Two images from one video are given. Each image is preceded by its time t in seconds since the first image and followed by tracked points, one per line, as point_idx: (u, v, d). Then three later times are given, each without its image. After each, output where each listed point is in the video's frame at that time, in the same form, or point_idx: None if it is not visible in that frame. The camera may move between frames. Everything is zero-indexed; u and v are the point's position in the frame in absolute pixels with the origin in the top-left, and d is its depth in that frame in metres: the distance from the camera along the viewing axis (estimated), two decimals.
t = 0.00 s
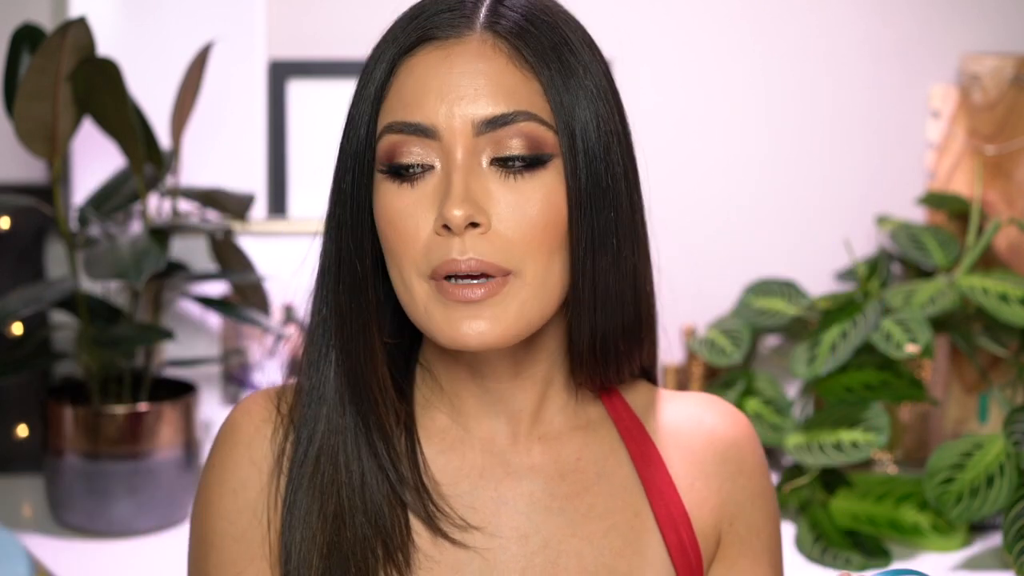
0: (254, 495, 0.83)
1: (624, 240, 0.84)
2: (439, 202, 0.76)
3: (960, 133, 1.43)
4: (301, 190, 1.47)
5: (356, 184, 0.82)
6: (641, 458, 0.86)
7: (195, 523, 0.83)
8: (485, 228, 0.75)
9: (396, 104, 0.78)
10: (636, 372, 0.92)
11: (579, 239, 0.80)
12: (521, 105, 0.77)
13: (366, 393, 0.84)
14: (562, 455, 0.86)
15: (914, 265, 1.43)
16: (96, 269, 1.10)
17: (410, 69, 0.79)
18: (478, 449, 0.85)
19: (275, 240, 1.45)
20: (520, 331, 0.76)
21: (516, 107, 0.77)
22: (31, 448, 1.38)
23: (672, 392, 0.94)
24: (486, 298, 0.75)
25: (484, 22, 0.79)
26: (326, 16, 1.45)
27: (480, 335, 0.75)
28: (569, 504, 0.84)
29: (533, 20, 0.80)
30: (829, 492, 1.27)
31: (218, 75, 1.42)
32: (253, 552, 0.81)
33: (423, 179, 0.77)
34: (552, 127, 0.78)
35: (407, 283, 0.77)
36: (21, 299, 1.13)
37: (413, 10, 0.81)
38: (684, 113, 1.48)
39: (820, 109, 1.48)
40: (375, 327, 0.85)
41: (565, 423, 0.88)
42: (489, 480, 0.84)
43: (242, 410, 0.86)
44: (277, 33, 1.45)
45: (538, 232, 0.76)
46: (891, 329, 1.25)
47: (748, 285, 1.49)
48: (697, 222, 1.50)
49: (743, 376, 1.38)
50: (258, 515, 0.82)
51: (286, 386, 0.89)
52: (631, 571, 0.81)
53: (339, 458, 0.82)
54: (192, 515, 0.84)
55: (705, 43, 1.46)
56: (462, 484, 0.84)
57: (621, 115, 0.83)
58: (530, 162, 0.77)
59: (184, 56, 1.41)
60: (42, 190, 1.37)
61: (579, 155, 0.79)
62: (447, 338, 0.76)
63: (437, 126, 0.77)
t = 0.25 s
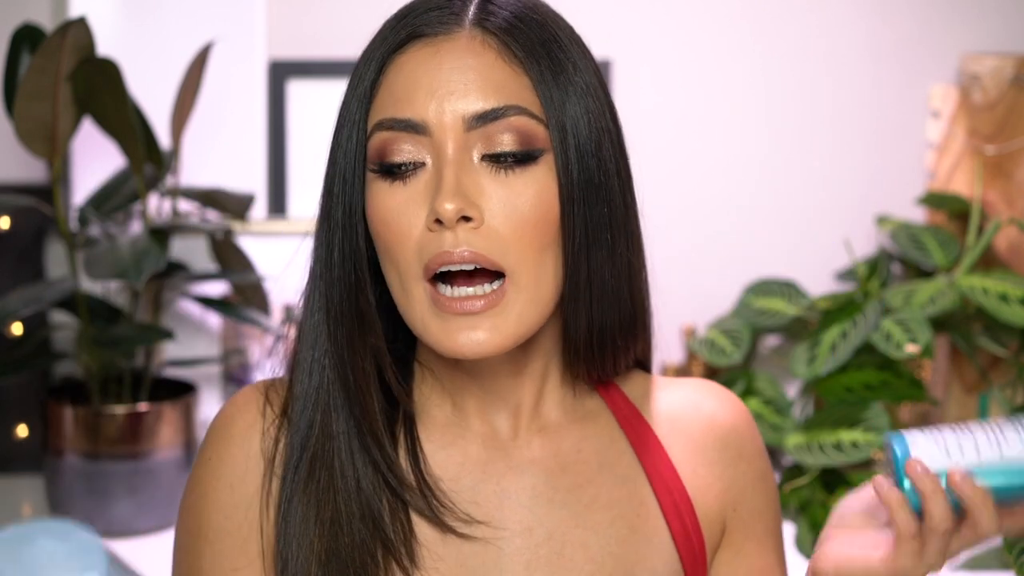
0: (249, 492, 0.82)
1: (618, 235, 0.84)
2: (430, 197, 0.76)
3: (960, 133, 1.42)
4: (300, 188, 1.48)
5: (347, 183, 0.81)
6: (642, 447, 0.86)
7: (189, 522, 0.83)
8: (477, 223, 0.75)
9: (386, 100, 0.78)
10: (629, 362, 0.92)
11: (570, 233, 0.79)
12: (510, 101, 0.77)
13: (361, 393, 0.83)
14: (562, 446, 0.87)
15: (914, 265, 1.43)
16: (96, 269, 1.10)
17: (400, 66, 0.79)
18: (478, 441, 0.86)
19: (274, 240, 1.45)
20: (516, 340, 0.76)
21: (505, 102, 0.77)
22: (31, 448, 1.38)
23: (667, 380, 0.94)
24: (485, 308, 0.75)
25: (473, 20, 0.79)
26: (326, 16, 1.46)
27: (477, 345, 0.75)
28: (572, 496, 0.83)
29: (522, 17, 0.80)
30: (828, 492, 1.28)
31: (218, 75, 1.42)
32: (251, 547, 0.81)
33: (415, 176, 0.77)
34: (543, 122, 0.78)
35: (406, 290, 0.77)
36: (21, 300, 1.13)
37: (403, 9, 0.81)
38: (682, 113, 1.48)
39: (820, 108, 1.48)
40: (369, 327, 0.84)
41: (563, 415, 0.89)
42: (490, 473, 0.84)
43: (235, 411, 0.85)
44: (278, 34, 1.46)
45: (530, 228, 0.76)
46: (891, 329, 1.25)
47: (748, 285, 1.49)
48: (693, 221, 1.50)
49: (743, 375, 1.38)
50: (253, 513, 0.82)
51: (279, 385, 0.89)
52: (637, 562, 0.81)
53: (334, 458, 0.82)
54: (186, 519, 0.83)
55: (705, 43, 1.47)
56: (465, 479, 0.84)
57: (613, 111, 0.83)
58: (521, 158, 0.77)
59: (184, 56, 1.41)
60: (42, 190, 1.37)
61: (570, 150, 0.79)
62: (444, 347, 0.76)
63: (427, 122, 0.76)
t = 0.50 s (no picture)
0: (246, 499, 0.83)
1: (625, 230, 0.84)
2: (441, 194, 0.75)
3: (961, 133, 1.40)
4: (300, 188, 1.48)
5: (353, 184, 0.81)
6: (644, 457, 0.84)
7: (189, 531, 0.82)
8: (491, 219, 0.73)
9: (391, 99, 0.78)
10: (632, 369, 0.92)
11: (584, 232, 0.80)
12: (518, 97, 0.77)
13: (358, 399, 0.84)
14: (563, 451, 0.86)
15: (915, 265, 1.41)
16: (96, 269, 1.09)
17: (404, 65, 0.79)
18: (476, 449, 0.85)
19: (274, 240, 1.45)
20: (525, 320, 0.75)
21: (513, 98, 0.77)
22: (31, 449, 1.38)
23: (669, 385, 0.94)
24: (492, 284, 0.74)
25: (475, 17, 0.80)
26: (326, 16, 1.45)
27: (487, 323, 0.73)
28: (571, 504, 0.82)
29: (522, 15, 0.81)
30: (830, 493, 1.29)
31: (218, 75, 1.42)
32: (247, 554, 0.81)
33: (423, 172, 0.77)
34: (551, 117, 0.79)
35: (409, 278, 0.76)
36: (21, 299, 1.13)
37: (402, 9, 0.81)
38: (682, 114, 1.48)
39: (820, 107, 1.49)
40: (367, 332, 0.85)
41: (563, 420, 0.88)
42: (488, 481, 0.83)
43: (233, 418, 0.86)
44: (278, 34, 1.46)
45: (543, 221, 0.75)
46: (891, 329, 1.23)
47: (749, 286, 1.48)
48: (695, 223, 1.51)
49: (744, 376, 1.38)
50: (250, 520, 0.82)
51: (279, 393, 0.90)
52: (638, 571, 0.79)
53: (332, 463, 0.82)
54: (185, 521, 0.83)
55: (705, 43, 1.46)
56: (463, 487, 0.83)
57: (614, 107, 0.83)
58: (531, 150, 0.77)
59: (184, 56, 1.41)
60: (42, 190, 1.37)
61: (579, 148, 0.79)
62: (454, 325, 0.74)
63: (436, 121, 0.76)
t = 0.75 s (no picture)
0: (243, 496, 0.83)
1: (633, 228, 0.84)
2: (451, 185, 0.76)
3: (960, 133, 1.42)
4: (300, 189, 1.47)
5: (359, 180, 0.80)
6: (641, 461, 0.84)
7: (188, 526, 0.83)
8: (501, 212, 0.74)
9: (401, 93, 0.79)
10: (639, 376, 0.92)
11: (590, 230, 0.81)
12: (529, 93, 0.78)
13: (357, 396, 0.84)
14: (561, 455, 0.85)
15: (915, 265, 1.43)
16: (96, 269, 1.10)
17: (415, 60, 0.79)
18: (471, 450, 0.85)
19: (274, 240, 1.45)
20: (533, 326, 0.76)
21: (525, 94, 0.78)
22: (31, 449, 1.38)
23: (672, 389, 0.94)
24: (501, 293, 0.75)
25: (485, 15, 0.81)
26: (326, 16, 1.45)
27: (495, 330, 0.75)
28: (567, 507, 0.82)
29: (531, 14, 0.81)
30: (828, 491, 1.29)
31: (218, 75, 1.42)
32: (245, 552, 0.81)
33: (433, 164, 0.77)
34: (561, 114, 0.79)
35: (420, 283, 0.77)
36: (21, 299, 1.13)
37: (411, 5, 0.82)
38: (683, 113, 1.48)
39: (820, 106, 1.48)
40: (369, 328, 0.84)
41: (562, 422, 0.87)
42: (482, 481, 0.83)
43: (233, 414, 0.86)
44: (278, 33, 1.45)
45: (553, 215, 0.77)
46: (890, 329, 1.25)
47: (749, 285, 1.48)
48: (698, 221, 1.50)
49: (744, 375, 1.38)
50: (247, 517, 0.82)
51: (278, 388, 0.89)
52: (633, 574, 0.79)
53: (326, 462, 0.82)
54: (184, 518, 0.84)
55: (705, 42, 1.46)
56: (457, 487, 0.83)
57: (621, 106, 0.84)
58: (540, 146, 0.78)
59: (184, 56, 1.41)
60: (42, 190, 1.37)
61: (586, 146, 0.80)
62: (462, 333, 0.76)
63: (446, 113, 0.77)
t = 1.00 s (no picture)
0: (248, 496, 0.83)
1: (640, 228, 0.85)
2: (462, 180, 0.75)
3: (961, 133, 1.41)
4: (300, 189, 1.47)
5: (368, 177, 0.81)
6: (646, 464, 0.84)
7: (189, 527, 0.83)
8: (512, 207, 0.74)
9: (412, 89, 0.79)
10: (645, 379, 0.92)
11: (598, 231, 0.81)
12: (540, 90, 0.78)
13: (364, 394, 0.84)
14: (565, 458, 0.85)
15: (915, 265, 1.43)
16: (96, 269, 1.10)
17: (426, 55, 0.79)
18: (476, 452, 0.84)
19: (273, 239, 1.45)
20: (543, 311, 0.75)
21: (535, 91, 0.78)
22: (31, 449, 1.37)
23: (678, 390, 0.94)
24: (509, 276, 0.75)
25: (495, 12, 0.81)
26: (326, 16, 1.45)
27: (504, 314, 0.74)
28: (571, 511, 0.81)
29: (541, 14, 0.82)
30: (829, 492, 1.27)
31: (218, 75, 1.42)
32: (250, 552, 0.81)
33: (443, 159, 0.77)
34: (570, 112, 0.80)
35: (425, 267, 0.76)
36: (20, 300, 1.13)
37: (421, 4, 0.82)
38: (685, 112, 1.48)
39: (821, 107, 1.48)
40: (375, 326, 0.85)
41: (568, 425, 0.87)
42: (488, 485, 0.83)
43: (238, 414, 0.87)
44: (278, 33, 1.45)
45: (563, 213, 0.77)
46: (891, 329, 1.25)
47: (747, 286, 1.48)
48: (699, 220, 1.50)
49: (743, 375, 1.38)
50: (252, 518, 0.82)
51: (283, 387, 0.90)
52: None
53: (332, 463, 0.82)
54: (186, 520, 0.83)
55: (705, 43, 1.47)
56: (461, 491, 0.82)
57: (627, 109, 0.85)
58: (551, 144, 0.79)
59: (184, 56, 1.41)
60: (42, 190, 1.37)
61: (594, 145, 0.80)
62: (470, 317, 0.75)
63: (457, 109, 0.77)
